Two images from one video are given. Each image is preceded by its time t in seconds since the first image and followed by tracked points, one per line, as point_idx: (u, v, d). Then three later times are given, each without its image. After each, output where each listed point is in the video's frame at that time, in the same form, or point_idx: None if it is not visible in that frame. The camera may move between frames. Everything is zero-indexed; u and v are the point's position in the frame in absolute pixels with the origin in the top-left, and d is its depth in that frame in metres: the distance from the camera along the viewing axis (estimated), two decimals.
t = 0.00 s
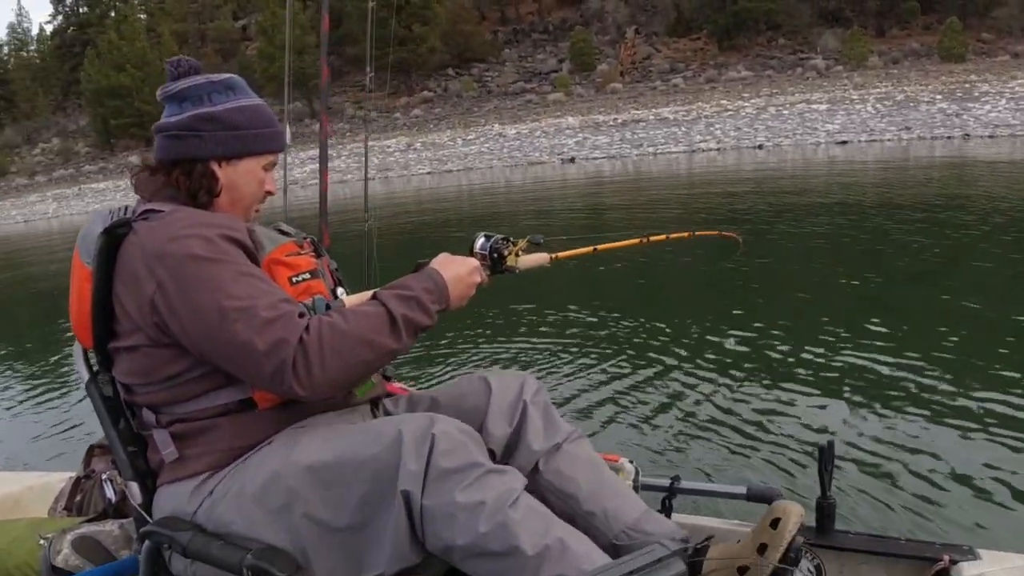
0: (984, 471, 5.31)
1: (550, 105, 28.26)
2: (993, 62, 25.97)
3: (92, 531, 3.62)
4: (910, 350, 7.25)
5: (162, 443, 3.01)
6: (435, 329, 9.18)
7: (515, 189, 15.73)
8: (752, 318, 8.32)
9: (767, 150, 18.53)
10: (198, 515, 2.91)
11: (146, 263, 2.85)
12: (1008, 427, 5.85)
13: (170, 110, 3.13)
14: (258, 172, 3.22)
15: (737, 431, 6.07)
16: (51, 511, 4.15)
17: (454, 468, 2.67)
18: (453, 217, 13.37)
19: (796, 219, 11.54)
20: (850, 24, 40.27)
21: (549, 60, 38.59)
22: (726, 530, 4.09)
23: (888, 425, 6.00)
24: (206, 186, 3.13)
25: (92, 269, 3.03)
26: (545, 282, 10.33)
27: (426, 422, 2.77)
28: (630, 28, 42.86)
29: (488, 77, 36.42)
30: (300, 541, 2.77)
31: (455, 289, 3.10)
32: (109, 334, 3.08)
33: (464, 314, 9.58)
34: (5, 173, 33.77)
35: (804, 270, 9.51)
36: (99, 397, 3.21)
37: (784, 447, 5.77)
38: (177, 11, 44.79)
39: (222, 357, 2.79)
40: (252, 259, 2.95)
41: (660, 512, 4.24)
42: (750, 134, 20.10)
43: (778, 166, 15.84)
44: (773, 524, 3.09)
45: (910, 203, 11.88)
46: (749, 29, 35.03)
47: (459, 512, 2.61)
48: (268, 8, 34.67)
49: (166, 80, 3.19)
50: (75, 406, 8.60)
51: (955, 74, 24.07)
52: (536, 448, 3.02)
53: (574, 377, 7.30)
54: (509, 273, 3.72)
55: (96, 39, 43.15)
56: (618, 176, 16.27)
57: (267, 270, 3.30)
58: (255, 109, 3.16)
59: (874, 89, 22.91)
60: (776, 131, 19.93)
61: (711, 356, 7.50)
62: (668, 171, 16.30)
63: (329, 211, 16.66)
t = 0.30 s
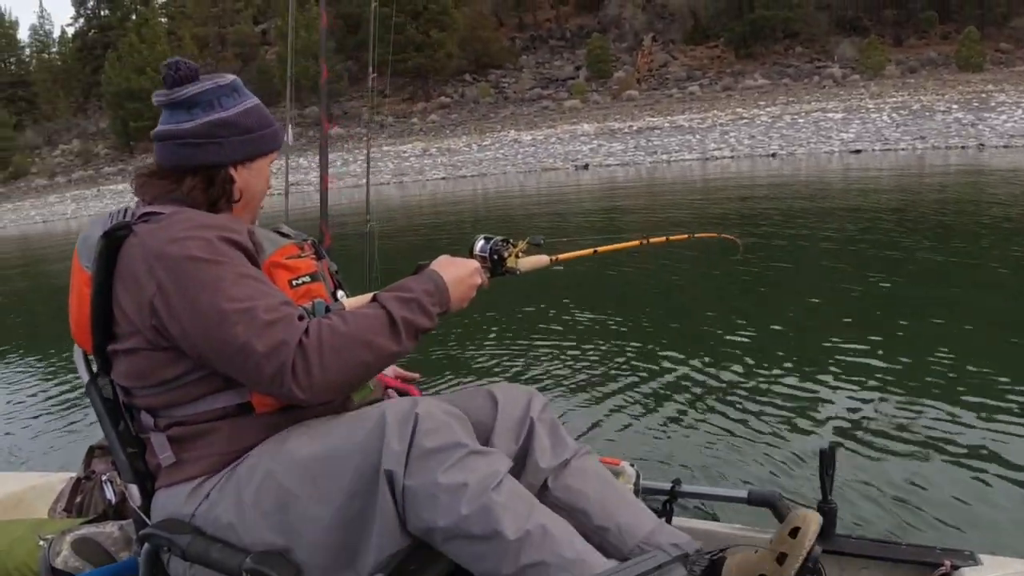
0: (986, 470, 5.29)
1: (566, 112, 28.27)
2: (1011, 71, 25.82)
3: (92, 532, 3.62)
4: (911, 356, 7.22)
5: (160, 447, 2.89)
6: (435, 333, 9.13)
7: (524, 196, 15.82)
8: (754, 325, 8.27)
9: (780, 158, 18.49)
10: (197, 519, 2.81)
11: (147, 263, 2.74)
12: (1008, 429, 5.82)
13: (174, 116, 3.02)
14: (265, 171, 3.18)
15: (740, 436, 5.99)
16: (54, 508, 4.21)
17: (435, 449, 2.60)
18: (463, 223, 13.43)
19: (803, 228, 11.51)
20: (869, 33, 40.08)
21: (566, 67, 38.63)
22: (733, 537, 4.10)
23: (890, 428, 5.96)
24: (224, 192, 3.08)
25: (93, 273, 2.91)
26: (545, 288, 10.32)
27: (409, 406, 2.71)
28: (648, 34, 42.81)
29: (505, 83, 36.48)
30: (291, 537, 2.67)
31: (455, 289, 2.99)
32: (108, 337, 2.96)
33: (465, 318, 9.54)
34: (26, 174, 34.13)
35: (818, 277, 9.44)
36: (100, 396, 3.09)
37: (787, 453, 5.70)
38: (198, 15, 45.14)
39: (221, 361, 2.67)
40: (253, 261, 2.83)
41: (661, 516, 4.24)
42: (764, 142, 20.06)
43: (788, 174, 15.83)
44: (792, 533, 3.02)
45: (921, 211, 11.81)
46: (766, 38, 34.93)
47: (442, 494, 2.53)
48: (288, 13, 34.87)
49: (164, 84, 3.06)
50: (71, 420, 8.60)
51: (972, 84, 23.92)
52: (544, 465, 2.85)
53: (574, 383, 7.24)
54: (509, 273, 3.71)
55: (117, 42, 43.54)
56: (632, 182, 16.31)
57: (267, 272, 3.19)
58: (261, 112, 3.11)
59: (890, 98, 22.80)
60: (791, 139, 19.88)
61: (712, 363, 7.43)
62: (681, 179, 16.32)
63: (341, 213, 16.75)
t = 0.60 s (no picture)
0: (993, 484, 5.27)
1: (581, 117, 28.26)
2: None
3: (93, 539, 3.62)
4: (916, 365, 7.20)
5: (163, 452, 2.86)
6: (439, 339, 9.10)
7: (532, 201, 15.83)
8: (758, 331, 8.25)
9: (792, 165, 18.44)
10: (199, 527, 2.80)
11: (150, 268, 2.74)
12: (1012, 441, 5.81)
13: (180, 123, 3.00)
14: (269, 179, 3.17)
15: (743, 449, 5.96)
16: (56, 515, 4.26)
17: (445, 472, 2.52)
18: (471, 227, 13.46)
19: (811, 234, 11.47)
20: (886, 38, 39.84)
21: (582, 72, 38.58)
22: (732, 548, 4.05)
23: (896, 439, 5.93)
24: (233, 199, 3.08)
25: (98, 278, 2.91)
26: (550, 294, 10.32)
27: (419, 426, 2.63)
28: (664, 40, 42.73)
29: (521, 88, 36.53)
30: (296, 550, 2.64)
31: (457, 299, 2.98)
32: (111, 341, 2.94)
33: (470, 324, 9.53)
34: (45, 174, 34.43)
35: (829, 284, 9.40)
36: (102, 401, 3.13)
37: (792, 466, 5.67)
38: (217, 17, 45.39)
39: (223, 367, 2.66)
40: (256, 268, 2.83)
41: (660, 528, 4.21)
42: (777, 149, 20.02)
43: (797, 181, 15.79)
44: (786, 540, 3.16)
45: (931, 218, 11.75)
46: (781, 44, 34.85)
47: (453, 519, 2.46)
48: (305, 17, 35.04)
49: (169, 92, 3.04)
50: (74, 421, 8.63)
51: (987, 91, 23.75)
52: (541, 466, 2.83)
53: (578, 391, 7.21)
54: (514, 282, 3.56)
55: (137, 44, 43.83)
56: (644, 187, 16.31)
57: (271, 278, 3.17)
58: (264, 120, 3.11)
59: (905, 105, 22.67)
60: (804, 146, 19.82)
61: (716, 370, 7.41)
62: (690, 185, 16.30)
63: (350, 215, 16.80)
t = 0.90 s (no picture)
0: (991, 488, 5.29)
1: (594, 118, 28.21)
2: None
3: (85, 546, 3.67)
4: (911, 367, 7.23)
5: (158, 459, 2.87)
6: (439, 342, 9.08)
7: (539, 203, 15.79)
8: (755, 333, 8.26)
9: (804, 168, 18.36)
10: (192, 536, 2.79)
11: (146, 276, 2.74)
12: (1010, 444, 5.82)
13: (177, 133, 3.02)
14: (266, 189, 3.18)
15: (741, 454, 5.95)
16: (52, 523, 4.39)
17: (434, 474, 2.59)
18: (478, 229, 13.46)
19: (815, 237, 11.46)
20: (903, 38, 39.55)
21: (597, 73, 38.40)
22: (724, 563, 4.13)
23: (891, 443, 5.95)
24: (229, 207, 3.09)
25: (94, 285, 2.90)
26: (555, 295, 10.31)
27: (408, 431, 2.71)
28: (679, 40, 42.56)
29: (535, 88, 36.45)
30: (289, 559, 2.65)
31: (453, 304, 2.97)
32: (107, 348, 2.94)
33: (470, 327, 9.52)
34: (61, 173, 34.67)
35: (836, 286, 9.39)
36: (96, 408, 3.13)
37: (790, 470, 5.67)
38: (232, 17, 45.47)
39: (219, 374, 2.67)
40: (252, 275, 2.83)
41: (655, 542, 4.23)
42: (789, 151, 19.94)
43: (806, 184, 15.71)
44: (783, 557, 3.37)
45: (940, 221, 11.68)
46: (796, 45, 34.65)
47: (440, 522, 2.52)
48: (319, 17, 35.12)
49: (167, 101, 3.06)
50: (72, 422, 8.67)
51: (1003, 93, 23.55)
52: (538, 485, 2.86)
53: (574, 394, 7.19)
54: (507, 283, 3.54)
55: (153, 45, 43.98)
56: (649, 190, 16.22)
57: (268, 286, 3.18)
58: (261, 128, 3.12)
59: (919, 108, 22.52)
60: (816, 148, 19.74)
61: (712, 373, 7.41)
62: (698, 187, 16.23)
63: (359, 216, 16.81)
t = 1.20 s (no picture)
0: (992, 489, 5.26)
1: (608, 116, 28.11)
2: None
3: (84, 550, 3.67)
4: (915, 367, 7.20)
5: (157, 463, 2.87)
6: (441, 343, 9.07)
7: (543, 202, 15.72)
8: (759, 333, 8.25)
9: (816, 166, 18.23)
10: (192, 540, 2.82)
11: (148, 283, 2.74)
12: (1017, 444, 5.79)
13: (179, 139, 3.03)
14: (269, 196, 3.18)
15: (745, 455, 5.93)
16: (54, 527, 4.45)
17: (423, 473, 2.61)
18: (483, 227, 13.42)
19: (820, 237, 11.39)
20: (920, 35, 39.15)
21: (611, 70, 38.16)
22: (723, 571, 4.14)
23: (894, 443, 5.93)
24: (230, 213, 3.09)
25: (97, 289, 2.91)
26: (567, 292, 10.32)
27: (399, 429, 2.73)
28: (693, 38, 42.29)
29: (549, 86, 36.32)
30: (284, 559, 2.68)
31: (449, 302, 2.97)
32: (108, 353, 2.94)
33: (472, 326, 9.51)
34: (78, 170, 34.86)
35: (843, 286, 9.35)
36: (98, 413, 3.10)
37: (795, 472, 5.64)
38: (248, 14, 45.53)
39: (219, 382, 2.68)
40: (253, 282, 2.84)
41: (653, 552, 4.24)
42: (802, 149, 19.81)
43: (813, 182, 15.56)
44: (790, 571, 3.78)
45: (948, 221, 11.56)
46: (812, 43, 34.37)
47: (429, 521, 2.54)
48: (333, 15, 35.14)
49: (169, 108, 3.07)
50: (72, 420, 8.71)
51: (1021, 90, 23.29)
52: (542, 500, 2.88)
53: (577, 395, 7.18)
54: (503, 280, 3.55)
55: (169, 42, 44.14)
56: (654, 189, 16.08)
57: (270, 293, 3.16)
58: (263, 135, 3.12)
59: (935, 106, 22.31)
60: (829, 146, 19.60)
61: (720, 372, 7.40)
62: (705, 186, 16.11)
63: (366, 213, 16.82)
